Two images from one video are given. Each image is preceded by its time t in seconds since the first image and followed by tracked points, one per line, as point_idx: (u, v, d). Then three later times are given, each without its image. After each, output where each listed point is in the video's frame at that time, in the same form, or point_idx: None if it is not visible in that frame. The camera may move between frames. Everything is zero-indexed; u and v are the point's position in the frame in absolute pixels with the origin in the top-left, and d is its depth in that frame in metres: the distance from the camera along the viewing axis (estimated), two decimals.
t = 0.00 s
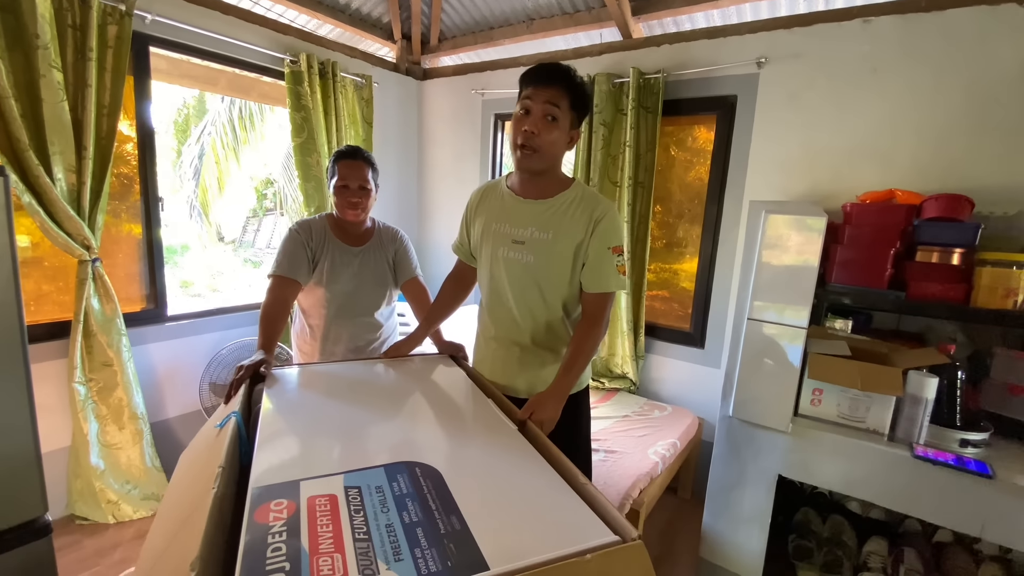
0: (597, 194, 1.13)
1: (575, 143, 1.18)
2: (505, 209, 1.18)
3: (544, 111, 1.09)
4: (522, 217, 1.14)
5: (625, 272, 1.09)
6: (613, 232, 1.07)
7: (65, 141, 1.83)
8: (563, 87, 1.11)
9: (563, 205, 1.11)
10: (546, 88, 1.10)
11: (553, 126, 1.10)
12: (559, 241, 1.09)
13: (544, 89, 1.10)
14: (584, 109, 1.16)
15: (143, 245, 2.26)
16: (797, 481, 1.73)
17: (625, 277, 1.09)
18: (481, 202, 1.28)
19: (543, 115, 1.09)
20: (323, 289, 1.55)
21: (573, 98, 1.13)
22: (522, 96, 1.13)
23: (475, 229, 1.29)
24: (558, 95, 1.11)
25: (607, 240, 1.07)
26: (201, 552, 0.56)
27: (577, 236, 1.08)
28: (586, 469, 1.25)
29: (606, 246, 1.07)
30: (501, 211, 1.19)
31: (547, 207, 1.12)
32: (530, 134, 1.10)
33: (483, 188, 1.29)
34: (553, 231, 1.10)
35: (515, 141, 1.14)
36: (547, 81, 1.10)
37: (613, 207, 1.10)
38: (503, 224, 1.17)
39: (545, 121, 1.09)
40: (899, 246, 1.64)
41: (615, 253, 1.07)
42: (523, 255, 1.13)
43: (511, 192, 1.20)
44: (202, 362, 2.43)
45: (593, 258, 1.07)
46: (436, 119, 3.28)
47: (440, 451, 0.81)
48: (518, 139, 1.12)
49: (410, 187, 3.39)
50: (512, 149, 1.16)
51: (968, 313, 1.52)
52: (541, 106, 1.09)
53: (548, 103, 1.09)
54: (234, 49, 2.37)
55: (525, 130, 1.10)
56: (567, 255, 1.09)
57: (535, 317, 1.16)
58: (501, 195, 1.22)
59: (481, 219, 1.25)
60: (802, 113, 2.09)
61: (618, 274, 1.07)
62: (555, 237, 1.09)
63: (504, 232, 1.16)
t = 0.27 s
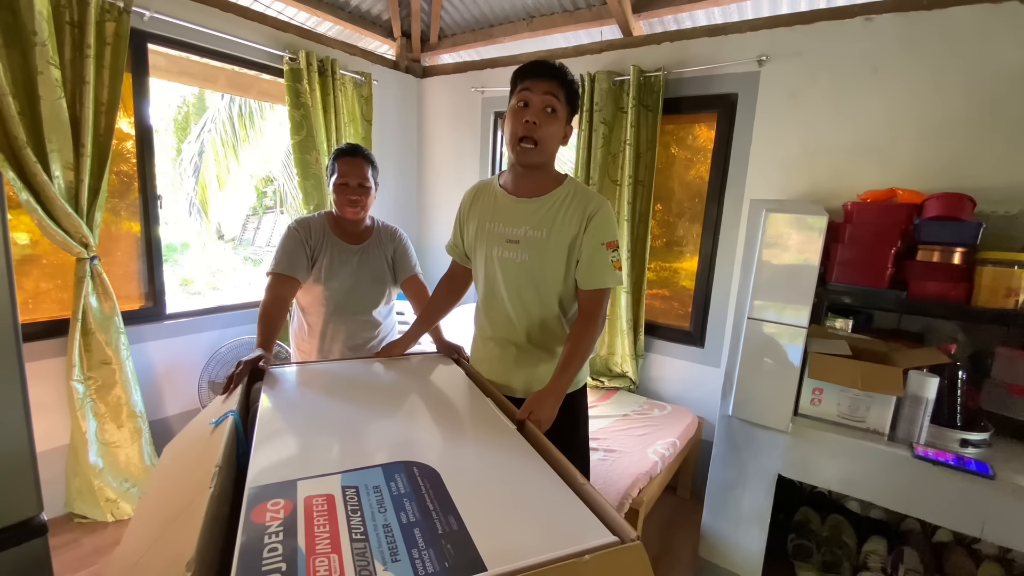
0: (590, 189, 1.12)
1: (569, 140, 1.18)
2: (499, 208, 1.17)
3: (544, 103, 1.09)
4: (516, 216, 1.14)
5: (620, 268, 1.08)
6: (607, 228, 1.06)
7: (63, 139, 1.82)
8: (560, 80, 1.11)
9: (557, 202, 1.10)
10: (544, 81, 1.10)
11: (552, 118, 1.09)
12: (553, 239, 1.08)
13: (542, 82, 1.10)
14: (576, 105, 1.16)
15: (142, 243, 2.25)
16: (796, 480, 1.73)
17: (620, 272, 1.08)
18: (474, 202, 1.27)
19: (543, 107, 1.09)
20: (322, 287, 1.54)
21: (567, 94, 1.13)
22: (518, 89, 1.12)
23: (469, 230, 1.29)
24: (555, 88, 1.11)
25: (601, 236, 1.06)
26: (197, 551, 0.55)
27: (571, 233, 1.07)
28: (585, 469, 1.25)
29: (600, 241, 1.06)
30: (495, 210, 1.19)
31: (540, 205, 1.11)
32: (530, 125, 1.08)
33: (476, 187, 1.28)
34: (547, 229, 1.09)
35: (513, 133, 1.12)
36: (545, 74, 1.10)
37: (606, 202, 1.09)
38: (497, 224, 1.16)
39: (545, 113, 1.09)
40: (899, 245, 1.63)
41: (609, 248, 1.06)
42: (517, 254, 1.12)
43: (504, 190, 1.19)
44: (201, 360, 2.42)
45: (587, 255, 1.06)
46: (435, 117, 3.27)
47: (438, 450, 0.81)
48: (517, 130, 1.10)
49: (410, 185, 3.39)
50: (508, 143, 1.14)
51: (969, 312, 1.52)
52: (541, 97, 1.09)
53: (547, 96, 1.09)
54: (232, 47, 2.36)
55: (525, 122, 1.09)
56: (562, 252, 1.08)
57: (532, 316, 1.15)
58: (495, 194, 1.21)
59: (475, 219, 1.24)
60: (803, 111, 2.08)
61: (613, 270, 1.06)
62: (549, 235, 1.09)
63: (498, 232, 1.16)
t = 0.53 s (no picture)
0: (587, 185, 1.12)
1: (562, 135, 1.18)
2: (495, 206, 1.17)
3: (536, 103, 1.08)
4: (513, 213, 1.13)
5: (617, 264, 1.08)
6: (604, 224, 1.06)
7: (63, 137, 1.82)
8: (550, 77, 1.10)
9: (553, 199, 1.10)
10: (534, 80, 1.08)
11: (545, 117, 1.09)
12: (550, 235, 1.08)
13: (532, 81, 1.09)
14: (567, 97, 1.15)
15: (141, 242, 2.25)
16: (796, 479, 1.72)
17: (618, 268, 1.08)
18: (470, 200, 1.27)
19: (534, 108, 1.08)
20: (322, 285, 1.54)
21: (558, 90, 1.12)
22: (508, 90, 1.10)
23: (466, 228, 1.28)
24: (545, 85, 1.09)
25: (598, 232, 1.06)
26: (195, 550, 0.55)
27: (568, 230, 1.07)
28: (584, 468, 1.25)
29: (597, 237, 1.05)
30: (492, 208, 1.18)
31: (537, 202, 1.11)
32: (524, 128, 1.08)
33: (472, 185, 1.28)
34: (544, 226, 1.09)
35: (507, 136, 1.11)
36: (533, 72, 1.09)
37: (602, 198, 1.09)
38: (493, 222, 1.16)
39: (537, 114, 1.08)
40: (900, 244, 1.63)
41: (606, 244, 1.06)
42: (515, 251, 1.12)
43: (500, 188, 1.19)
44: (200, 359, 2.42)
45: (584, 251, 1.06)
46: (435, 116, 3.26)
47: (437, 449, 0.81)
48: (511, 134, 1.10)
49: (410, 183, 3.38)
50: (502, 145, 1.14)
51: (969, 312, 1.51)
52: (532, 98, 1.08)
53: (538, 96, 1.08)
54: (232, 44, 2.36)
55: (519, 125, 1.08)
56: (559, 249, 1.08)
57: (530, 315, 1.15)
58: (491, 192, 1.21)
59: (472, 218, 1.24)
60: (804, 109, 2.07)
61: (610, 266, 1.06)
62: (546, 232, 1.08)
63: (494, 229, 1.15)
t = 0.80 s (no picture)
0: (578, 180, 1.11)
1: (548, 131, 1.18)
2: (487, 204, 1.17)
3: (524, 112, 1.06)
4: (505, 211, 1.13)
5: (610, 259, 1.07)
6: (596, 219, 1.05)
7: (58, 133, 1.81)
8: (534, 79, 1.06)
9: (545, 195, 1.09)
10: (518, 87, 1.06)
11: (534, 124, 1.08)
12: (542, 232, 1.08)
13: (516, 88, 1.06)
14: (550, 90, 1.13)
15: (138, 240, 2.24)
16: (793, 477, 1.72)
17: (611, 264, 1.07)
18: (463, 199, 1.27)
19: (523, 116, 1.07)
20: (320, 283, 1.54)
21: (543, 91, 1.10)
22: (492, 99, 1.07)
23: (460, 228, 1.28)
24: (530, 90, 1.07)
25: (590, 227, 1.05)
26: (188, 549, 0.55)
27: (560, 226, 1.07)
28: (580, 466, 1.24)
29: (589, 233, 1.05)
30: (484, 207, 1.18)
31: (528, 199, 1.10)
32: (516, 138, 1.07)
33: (465, 184, 1.28)
34: (535, 223, 1.08)
35: (497, 147, 1.10)
36: (517, 78, 1.05)
37: (594, 192, 1.08)
38: (485, 220, 1.16)
39: (526, 123, 1.07)
40: (898, 243, 1.63)
41: (598, 239, 1.05)
42: (507, 250, 1.11)
43: (492, 186, 1.18)
44: (197, 356, 2.42)
45: (576, 247, 1.05)
46: (434, 113, 3.25)
47: (432, 446, 0.80)
48: (503, 146, 1.09)
49: (408, 181, 3.37)
50: (493, 153, 1.13)
51: (967, 311, 1.50)
52: (520, 107, 1.06)
53: (524, 104, 1.06)
54: (229, 41, 2.34)
55: (510, 136, 1.08)
56: (551, 246, 1.08)
57: (524, 313, 1.14)
58: (483, 190, 1.21)
59: (465, 217, 1.24)
60: (802, 107, 2.07)
61: (603, 261, 1.06)
62: (538, 229, 1.08)
63: (487, 228, 1.15)
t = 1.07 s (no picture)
0: (573, 178, 1.10)
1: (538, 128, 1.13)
2: (483, 206, 1.17)
3: (497, 115, 1.03)
4: (500, 212, 1.13)
5: (608, 257, 1.07)
6: (592, 217, 1.05)
7: (62, 132, 1.82)
8: (510, 78, 1.02)
9: (540, 194, 1.08)
10: (491, 90, 1.02)
11: (510, 125, 1.04)
12: (538, 232, 1.07)
13: (490, 90, 1.03)
14: (535, 87, 1.08)
15: (141, 238, 2.25)
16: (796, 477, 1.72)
17: (609, 261, 1.07)
18: (460, 201, 1.27)
19: (496, 120, 1.04)
20: (323, 280, 1.54)
21: (525, 89, 1.06)
22: (469, 104, 1.06)
23: (458, 229, 1.29)
24: (504, 91, 1.03)
25: (586, 225, 1.04)
26: (189, 545, 0.55)
27: (556, 225, 1.06)
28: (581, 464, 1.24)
29: (586, 231, 1.04)
30: (480, 208, 1.18)
31: (524, 199, 1.10)
32: (491, 143, 1.05)
33: (461, 185, 1.28)
34: (531, 223, 1.08)
35: (477, 151, 1.09)
36: (489, 80, 1.02)
37: (589, 190, 1.07)
38: (481, 222, 1.16)
39: (500, 126, 1.04)
40: (902, 241, 1.62)
41: (595, 237, 1.05)
42: (504, 251, 1.12)
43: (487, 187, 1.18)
44: (201, 354, 2.43)
45: (573, 246, 1.05)
46: (436, 111, 3.25)
47: (432, 444, 0.81)
48: (481, 151, 1.08)
49: (411, 179, 3.38)
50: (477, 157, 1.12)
51: (971, 309, 1.50)
52: (492, 110, 1.03)
53: (497, 107, 1.03)
54: (232, 40, 2.35)
55: (485, 141, 1.05)
56: (547, 245, 1.07)
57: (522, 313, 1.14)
58: (479, 191, 1.21)
59: (462, 218, 1.24)
60: (806, 105, 2.06)
61: (601, 259, 1.05)
62: (533, 229, 1.08)
63: (483, 230, 1.15)
